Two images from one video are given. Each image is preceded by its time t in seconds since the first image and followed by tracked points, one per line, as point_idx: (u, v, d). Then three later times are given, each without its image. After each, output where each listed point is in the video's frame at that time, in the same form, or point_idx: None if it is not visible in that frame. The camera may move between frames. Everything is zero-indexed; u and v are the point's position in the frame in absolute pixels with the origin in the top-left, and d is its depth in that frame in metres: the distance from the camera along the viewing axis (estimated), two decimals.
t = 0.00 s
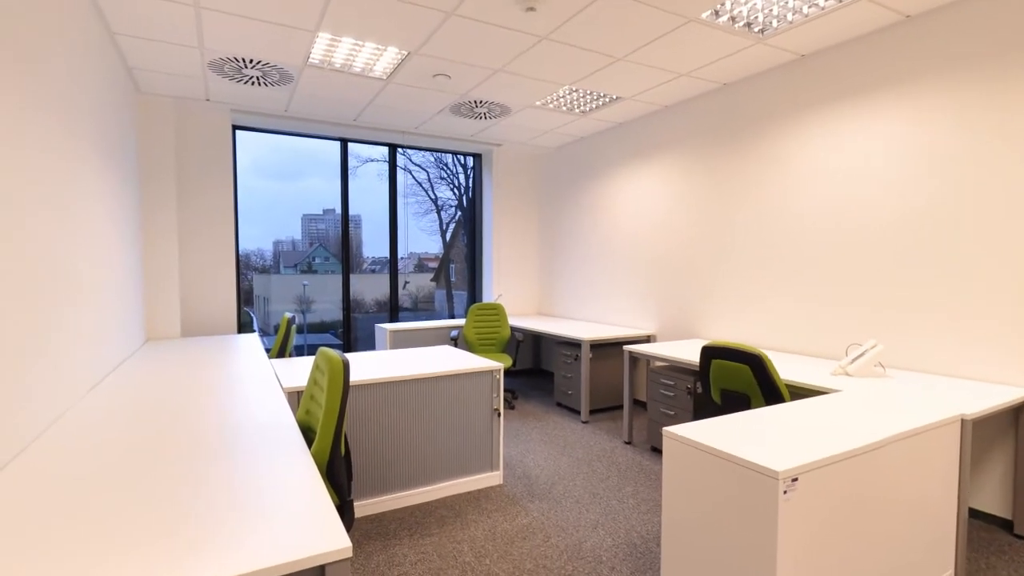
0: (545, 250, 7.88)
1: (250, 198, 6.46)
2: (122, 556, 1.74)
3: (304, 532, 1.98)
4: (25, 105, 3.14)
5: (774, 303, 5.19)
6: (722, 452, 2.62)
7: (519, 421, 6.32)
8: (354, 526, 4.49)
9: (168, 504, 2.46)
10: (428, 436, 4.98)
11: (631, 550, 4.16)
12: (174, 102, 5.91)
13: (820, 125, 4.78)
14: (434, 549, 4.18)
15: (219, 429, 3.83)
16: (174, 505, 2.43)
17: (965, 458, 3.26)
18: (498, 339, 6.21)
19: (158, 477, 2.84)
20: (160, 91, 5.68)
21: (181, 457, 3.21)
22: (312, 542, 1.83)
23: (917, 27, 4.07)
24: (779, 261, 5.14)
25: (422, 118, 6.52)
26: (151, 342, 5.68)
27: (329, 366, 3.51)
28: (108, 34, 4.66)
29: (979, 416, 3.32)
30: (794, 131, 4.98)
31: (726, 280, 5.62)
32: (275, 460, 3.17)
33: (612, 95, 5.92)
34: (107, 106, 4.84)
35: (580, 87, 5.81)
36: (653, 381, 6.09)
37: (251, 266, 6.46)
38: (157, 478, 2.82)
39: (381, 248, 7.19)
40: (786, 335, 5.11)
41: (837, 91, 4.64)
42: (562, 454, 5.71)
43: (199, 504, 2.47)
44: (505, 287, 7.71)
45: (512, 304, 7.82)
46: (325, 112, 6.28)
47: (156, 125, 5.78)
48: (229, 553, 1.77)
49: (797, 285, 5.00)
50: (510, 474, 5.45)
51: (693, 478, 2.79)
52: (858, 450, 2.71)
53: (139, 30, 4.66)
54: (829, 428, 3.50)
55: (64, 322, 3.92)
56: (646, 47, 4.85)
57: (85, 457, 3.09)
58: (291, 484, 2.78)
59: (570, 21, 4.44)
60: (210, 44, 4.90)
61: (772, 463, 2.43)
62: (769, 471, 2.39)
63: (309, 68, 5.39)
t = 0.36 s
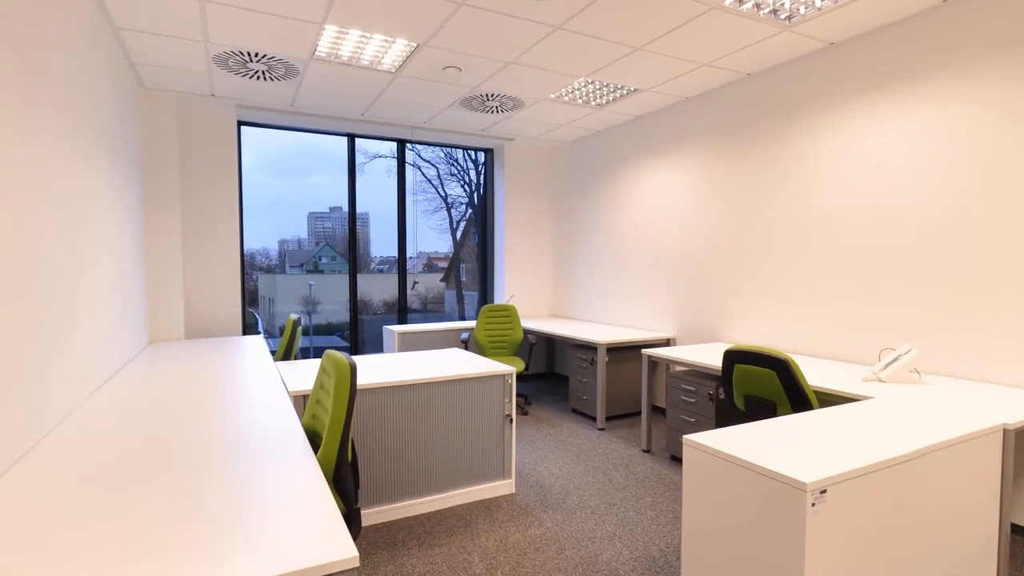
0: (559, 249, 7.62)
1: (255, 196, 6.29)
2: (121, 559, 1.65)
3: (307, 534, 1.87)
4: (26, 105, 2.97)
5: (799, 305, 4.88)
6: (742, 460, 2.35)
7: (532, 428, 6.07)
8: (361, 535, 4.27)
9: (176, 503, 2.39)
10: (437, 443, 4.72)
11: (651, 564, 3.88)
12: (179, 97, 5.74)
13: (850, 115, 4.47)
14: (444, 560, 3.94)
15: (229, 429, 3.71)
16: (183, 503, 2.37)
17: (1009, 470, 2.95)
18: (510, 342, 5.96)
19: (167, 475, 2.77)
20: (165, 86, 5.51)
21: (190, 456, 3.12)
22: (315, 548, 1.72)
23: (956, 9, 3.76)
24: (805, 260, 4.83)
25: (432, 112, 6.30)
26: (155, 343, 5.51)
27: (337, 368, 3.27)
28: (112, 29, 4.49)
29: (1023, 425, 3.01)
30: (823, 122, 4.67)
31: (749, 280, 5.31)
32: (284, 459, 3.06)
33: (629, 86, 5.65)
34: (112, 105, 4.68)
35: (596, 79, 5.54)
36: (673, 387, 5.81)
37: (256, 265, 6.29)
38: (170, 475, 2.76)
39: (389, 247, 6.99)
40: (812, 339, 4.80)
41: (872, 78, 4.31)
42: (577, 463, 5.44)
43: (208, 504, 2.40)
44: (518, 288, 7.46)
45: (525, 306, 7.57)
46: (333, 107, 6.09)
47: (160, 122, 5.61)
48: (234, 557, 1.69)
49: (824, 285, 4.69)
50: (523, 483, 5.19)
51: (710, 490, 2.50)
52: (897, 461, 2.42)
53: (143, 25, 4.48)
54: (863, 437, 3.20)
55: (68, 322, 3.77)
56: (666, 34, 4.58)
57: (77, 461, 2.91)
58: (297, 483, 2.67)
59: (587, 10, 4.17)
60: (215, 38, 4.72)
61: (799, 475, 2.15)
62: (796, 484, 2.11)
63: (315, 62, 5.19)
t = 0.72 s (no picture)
0: (576, 247, 7.27)
1: (258, 193, 6.03)
2: None
3: (312, 548, 1.75)
4: (23, 103, 2.74)
5: (834, 308, 4.49)
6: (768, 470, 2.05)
7: (547, 437, 5.73)
8: (367, 549, 3.98)
9: (168, 500, 2.26)
10: (445, 452, 4.39)
11: None
12: (180, 90, 5.48)
13: (892, 99, 4.08)
14: None
15: (230, 429, 3.55)
16: (179, 500, 2.24)
17: None
18: (524, 346, 5.64)
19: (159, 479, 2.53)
20: (165, 78, 5.25)
21: (187, 454, 2.95)
22: (320, 566, 1.61)
23: None
24: (840, 259, 4.44)
25: (442, 103, 5.98)
26: (154, 347, 5.26)
27: (342, 372, 2.98)
28: (111, 20, 4.23)
29: None
30: (861, 107, 4.27)
31: (780, 282, 4.93)
32: (285, 457, 2.91)
33: (651, 74, 5.29)
34: (111, 100, 4.44)
35: (615, 67, 5.19)
36: (697, 395, 5.44)
37: (259, 265, 6.03)
38: (167, 475, 2.58)
39: (397, 245, 6.70)
40: (847, 346, 4.40)
41: (915, 58, 3.92)
42: (595, 475, 5.09)
43: (206, 502, 2.26)
44: (534, 289, 7.13)
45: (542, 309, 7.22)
46: (338, 98, 5.80)
47: (160, 116, 5.36)
48: None
49: (862, 286, 4.29)
50: (538, 496, 4.84)
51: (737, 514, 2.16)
52: (951, 471, 2.11)
53: (143, 15, 4.21)
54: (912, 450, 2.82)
55: (66, 324, 3.49)
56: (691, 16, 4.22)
57: (54, 469, 2.64)
58: (295, 482, 2.52)
59: None
60: (216, 28, 4.44)
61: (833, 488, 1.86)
62: (832, 499, 1.82)
63: (321, 52, 4.90)
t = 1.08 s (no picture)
0: (596, 246, 6.87)
1: (258, 189, 5.71)
2: None
3: (312, 572, 1.53)
4: (22, 102, 2.47)
5: (884, 312, 4.06)
6: (799, 485, 1.89)
7: (565, 450, 5.34)
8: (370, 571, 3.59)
9: (158, 504, 2.04)
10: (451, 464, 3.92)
11: None
12: (177, 80, 5.17)
13: (951, 80, 3.66)
14: None
15: (229, 426, 3.31)
16: (171, 500, 2.04)
17: None
18: (541, 352, 5.26)
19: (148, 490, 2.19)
20: (162, 67, 4.94)
21: (186, 451, 2.73)
22: None
23: None
24: (891, 257, 4.02)
25: (454, 92, 5.62)
26: (149, 351, 4.94)
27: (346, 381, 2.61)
28: (105, 6, 3.90)
29: None
30: (915, 90, 3.84)
31: (820, 282, 4.51)
32: (282, 454, 2.69)
33: (678, 60, 4.90)
34: (110, 95, 4.15)
35: (639, 52, 4.79)
36: (727, 405, 5.03)
37: (259, 265, 5.71)
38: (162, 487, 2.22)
39: (405, 244, 6.35)
40: (899, 353, 3.97)
41: (978, 33, 3.50)
42: (617, 491, 4.67)
43: (202, 501, 2.07)
44: (551, 290, 6.75)
45: (561, 312, 6.83)
46: (343, 88, 5.47)
47: (156, 107, 5.06)
48: None
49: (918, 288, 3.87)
50: (555, 512, 4.42)
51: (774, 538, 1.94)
52: (1005, 490, 1.91)
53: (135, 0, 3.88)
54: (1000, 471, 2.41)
55: (67, 324, 3.21)
56: None
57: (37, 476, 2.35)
58: (291, 476, 2.31)
59: None
60: (216, 15, 4.11)
61: (874, 508, 1.70)
62: (877, 520, 1.65)
63: (325, 39, 4.55)
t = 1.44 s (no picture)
0: (620, 247, 6.43)
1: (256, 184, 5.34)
2: None
3: None
4: None
5: (947, 317, 3.59)
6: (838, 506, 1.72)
7: (586, 467, 4.91)
8: None
9: (132, 530, 1.78)
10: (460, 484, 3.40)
11: None
12: (170, 67, 4.80)
13: None
14: None
15: (227, 431, 3.05)
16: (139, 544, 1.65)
17: None
18: (561, 361, 4.83)
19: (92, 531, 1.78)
20: (155, 54, 4.57)
21: (175, 462, 2.45)
22: None
23: None
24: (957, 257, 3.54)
25: (466, 79, 5.21)
26: (138, 358, 4.57)
27: (347, 389, 2.25)
28: None
29: None
30: (985, 66, 3.37)
31: (869, 284, 4.04)
32: (284, 463, 2.42)
33: (710, 42, 4.46)
34: (98, 86, 3.78)
35: (666, 33, 4.36)
36: (763, 420, 4.57)
37: (255, 266, 5.34)
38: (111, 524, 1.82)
39: (412, 243, 5.95)
40: (964, 365, 3.49)
41: None
42: (642, 513, 4.21)
43: (191, 521, 1.83)
44: (570, 293, 6.32)
45: (581, 318, 6.39)
46: (346, 75, 5.08)
47: (148, 96, 4.69)
48: None
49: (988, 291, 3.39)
50: (575, 535, 3.94)
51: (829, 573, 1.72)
52: None
53: None
54: None
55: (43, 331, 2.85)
56: None
57: None
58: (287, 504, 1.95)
59: None
60: None
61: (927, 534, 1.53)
62: (932, 549, 1.48)
63: (327, 23, 4.16)
